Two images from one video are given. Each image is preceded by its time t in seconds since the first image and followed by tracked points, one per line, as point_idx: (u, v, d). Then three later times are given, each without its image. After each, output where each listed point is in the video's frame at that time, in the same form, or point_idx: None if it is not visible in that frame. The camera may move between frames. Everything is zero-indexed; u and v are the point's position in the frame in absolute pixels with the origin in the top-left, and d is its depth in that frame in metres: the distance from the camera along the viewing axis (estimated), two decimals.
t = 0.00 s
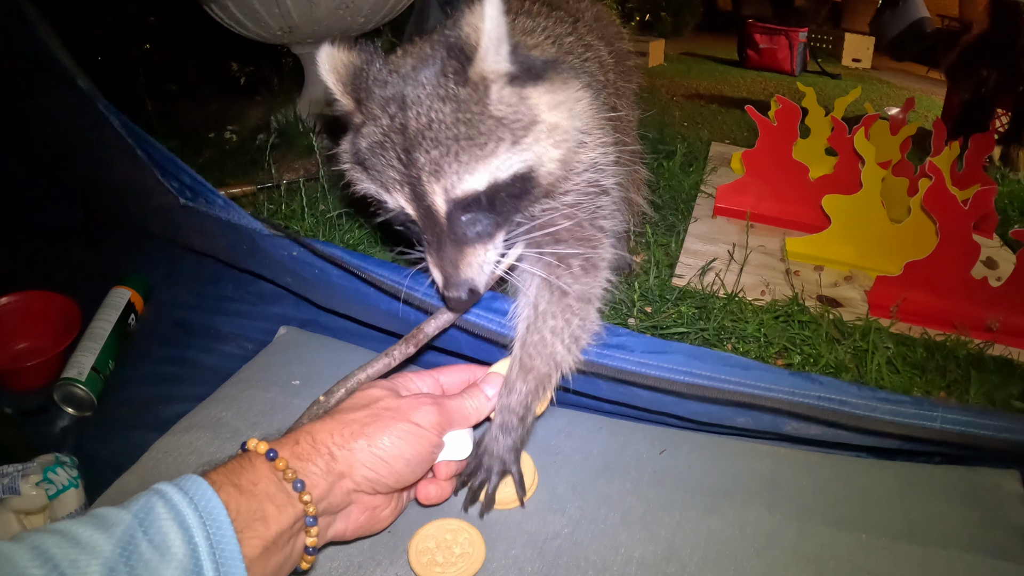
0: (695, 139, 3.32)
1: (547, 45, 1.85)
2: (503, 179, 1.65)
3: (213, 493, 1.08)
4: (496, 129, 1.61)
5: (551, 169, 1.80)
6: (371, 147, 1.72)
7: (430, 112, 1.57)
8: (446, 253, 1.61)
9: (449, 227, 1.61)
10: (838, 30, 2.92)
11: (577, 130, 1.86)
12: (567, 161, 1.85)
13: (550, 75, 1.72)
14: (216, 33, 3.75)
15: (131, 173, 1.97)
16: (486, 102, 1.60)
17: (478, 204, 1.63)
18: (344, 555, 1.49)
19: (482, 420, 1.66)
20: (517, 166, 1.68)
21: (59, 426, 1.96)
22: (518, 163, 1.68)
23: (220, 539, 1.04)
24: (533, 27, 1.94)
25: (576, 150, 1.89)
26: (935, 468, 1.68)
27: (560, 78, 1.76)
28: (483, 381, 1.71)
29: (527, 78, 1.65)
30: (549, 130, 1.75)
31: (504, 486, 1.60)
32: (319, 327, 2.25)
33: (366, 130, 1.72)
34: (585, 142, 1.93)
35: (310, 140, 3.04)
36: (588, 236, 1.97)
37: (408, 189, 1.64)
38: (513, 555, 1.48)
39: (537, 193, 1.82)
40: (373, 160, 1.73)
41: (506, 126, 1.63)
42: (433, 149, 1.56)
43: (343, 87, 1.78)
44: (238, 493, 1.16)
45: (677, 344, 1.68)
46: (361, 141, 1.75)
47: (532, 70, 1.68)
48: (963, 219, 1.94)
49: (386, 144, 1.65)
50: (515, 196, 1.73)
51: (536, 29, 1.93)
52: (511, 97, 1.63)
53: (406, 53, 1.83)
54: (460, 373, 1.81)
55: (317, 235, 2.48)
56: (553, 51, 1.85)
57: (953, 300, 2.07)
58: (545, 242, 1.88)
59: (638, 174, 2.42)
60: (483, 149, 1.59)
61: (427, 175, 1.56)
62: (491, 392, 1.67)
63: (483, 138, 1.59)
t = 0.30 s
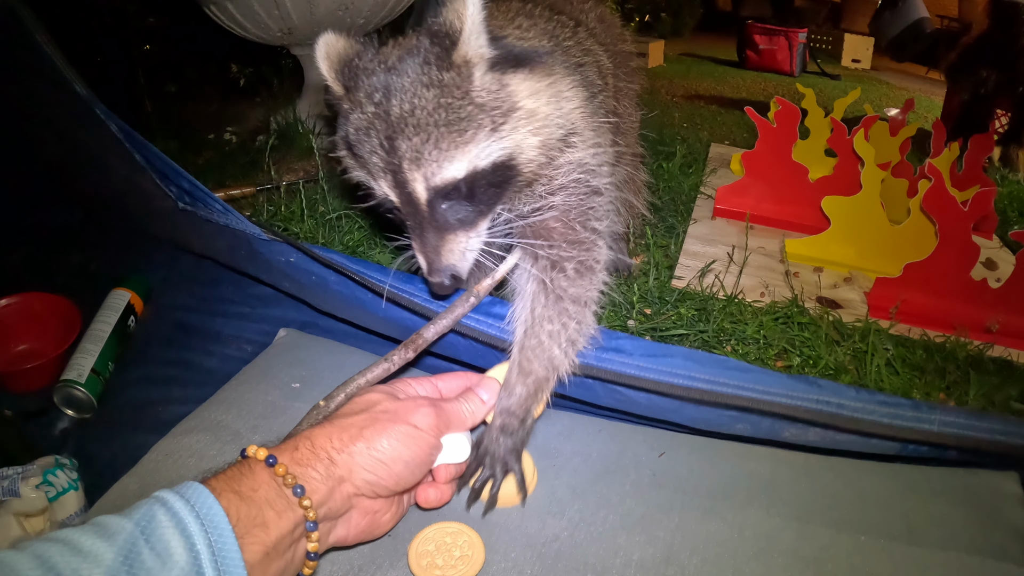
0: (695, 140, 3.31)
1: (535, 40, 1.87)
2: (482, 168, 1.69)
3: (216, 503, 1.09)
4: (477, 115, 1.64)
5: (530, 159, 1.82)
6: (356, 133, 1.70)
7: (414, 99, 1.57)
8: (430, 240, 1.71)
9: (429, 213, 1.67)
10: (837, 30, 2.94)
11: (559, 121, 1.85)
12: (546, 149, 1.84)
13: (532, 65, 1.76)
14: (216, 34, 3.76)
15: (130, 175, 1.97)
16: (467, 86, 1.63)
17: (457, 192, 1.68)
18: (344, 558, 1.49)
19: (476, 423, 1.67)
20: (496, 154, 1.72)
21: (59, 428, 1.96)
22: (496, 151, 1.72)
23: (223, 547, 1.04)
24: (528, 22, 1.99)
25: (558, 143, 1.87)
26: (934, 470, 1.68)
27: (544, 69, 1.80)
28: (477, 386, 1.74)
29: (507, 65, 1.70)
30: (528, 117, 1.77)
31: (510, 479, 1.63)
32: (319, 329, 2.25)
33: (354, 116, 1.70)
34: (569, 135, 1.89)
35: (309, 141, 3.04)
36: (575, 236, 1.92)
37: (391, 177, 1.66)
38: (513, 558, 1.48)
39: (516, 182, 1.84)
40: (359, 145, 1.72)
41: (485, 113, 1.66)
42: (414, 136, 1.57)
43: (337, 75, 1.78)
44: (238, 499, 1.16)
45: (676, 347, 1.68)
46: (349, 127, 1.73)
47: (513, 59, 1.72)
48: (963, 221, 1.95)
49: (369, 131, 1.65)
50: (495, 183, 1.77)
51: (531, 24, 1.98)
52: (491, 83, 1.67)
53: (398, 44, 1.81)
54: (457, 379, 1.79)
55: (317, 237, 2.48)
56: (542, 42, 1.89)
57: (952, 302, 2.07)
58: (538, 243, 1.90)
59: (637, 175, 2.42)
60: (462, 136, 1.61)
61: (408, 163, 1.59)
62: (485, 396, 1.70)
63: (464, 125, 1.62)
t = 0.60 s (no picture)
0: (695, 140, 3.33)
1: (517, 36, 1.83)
2: (471, 176, 1.79)
3: (206, 503, 1.08)
4: (462, 127, 1.74)
5: (520, 163, 1.85)
6: (353, 147, 1.81)
7: (401, 116, 1.66)
8: (430, 244, 1.81)
9: (427, 220, 1.79)
10: (837, 29, 2.89)
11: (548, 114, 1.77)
12: (538, 147, 1.81)
13: (517, 63, 1.75)
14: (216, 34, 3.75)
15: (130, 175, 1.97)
16: (450, 100, 1.71)
17: (451, 197, 1.78)
18: (344, 558, 1.49)
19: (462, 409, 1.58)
20: (483, 162, 1.80)
21: (59, 429, 1.96)
22: (482, 159, 1.80)
23: (214, 547, 1.04)
24: (520, 20, 1.94)
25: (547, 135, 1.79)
26: (935, 470, 1.68)
27: (527, 65, 1.76)
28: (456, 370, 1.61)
29: (487, 70, 1.73)
30: (512, 123, 1.79)
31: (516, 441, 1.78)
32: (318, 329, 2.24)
33: (349, 132, 1.80)
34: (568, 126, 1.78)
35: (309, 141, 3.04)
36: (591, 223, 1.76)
37: (389, 190, 1.80)
38: (512, 559, 1.47)
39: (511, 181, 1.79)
40: (355, 157, 1.85)
41: (469, 124, 1.75)
42: (404, 151, 1.69)
43: (330, 90, 1.84)
44: (225, 497, 1.15)
45: (677, 334, 1.71)
46: (346, 139, 1.84)
47: (492, 63, 1.74)
48: (963, 221, 1.94)
49: (364, 147, 1.76)
50: (486, 189, 1.85)
51: (520, 20, 1.94)
52: (472, 91, 1.73)
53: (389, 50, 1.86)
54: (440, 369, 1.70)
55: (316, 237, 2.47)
56: (525, 38, 1.83)
57: (952, 301, 2.07)
58: (555, 236, 1.81)
59: (638, 173, 2.41)
60: (447, 149, 1.72)
61: (401, 177, 1.72)
62: (464, 379, 1.58)
63: (449, 138, 1.72)
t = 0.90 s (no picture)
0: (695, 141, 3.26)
1: (538, 49, 1.81)
2: (481, 181, 1.69)
3: (197, 509, 1.08)
4: (474, 132, 1.63)
5: (530, 168, 1.78)
6: (367, 148, 1.82)
7: (414, 119, 1.63)
8: (439, 245, 1.73)
9: (436, 222, 1.71)
10: (837, 29, 2.87)
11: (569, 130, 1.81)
12: (557, 157, 1.83)
13: (529, 72, 1.67)
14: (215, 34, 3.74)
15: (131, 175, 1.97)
16: (464, 105, 1.61)
17: (463, 202, 1.70)
18: (344, 558, 1.49)
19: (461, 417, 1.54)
20: (494, 167, 1.70)
21: (59, 430, 1.96)
22: (495, 164, 1.70)
23: (206, 554, 1.04)
24: (537, 32, 1.92)
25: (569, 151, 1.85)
26: (935, 470, 1.68)
27: (541, 76, 1.69)
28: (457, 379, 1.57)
29: (500, 75, 1.62)
30: (528, 133, 1.72)
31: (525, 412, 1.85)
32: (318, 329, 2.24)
33: (363, 133, 1.80)
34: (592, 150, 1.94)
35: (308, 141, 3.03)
36: (609, 241, 2.08)
37: (399, 191, 1.76)
38: (512, 559, 1.48)
39: (547, 196, 1.94)
40: (370, 160, 1.85)
41: (482, 130, 1.64)
42: (415, 155, 1.64)
43: (342, 94, 1.83)
44: (217, 502, 1.15)
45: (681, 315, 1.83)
46: (360, 142, 1.83)
47: (506, 67, 1.64)
48: (963, 220, 1.94)
49: (377, 148, 1.76)
50: (497, 193, 1.77)
51: (536, 31, 1.93)
52: (486, 97, 1.62)
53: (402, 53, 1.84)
54: (439, 379, 1.73)
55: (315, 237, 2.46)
56: (542, 49, 1.81)
57: (953, 301, 2.07)
58: (580, 245, 2.08)
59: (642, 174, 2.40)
60: (459, 152, 1.62)
61: (412, 180, 1.66)
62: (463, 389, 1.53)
63: (460, 143, 1.62)
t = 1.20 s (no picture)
0: (697, 139, 3.25)
1: (568, 70, 1.85)
2: (534, 209, 1.74)
3: (209, 513, 1.08)
4: (529, 164, 1.68)
5: (575, 191, 1.86)
6: (418, 181, 1.84)
7: (471, 153, 1.67)
8: (492, 273, 1.70)
9: (490, 250, 1.71)
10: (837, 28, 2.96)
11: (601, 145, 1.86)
12: (592, 178, 1.90)
13: (571, 101, 1.71)
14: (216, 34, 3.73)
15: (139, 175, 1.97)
16: (519, 138, 1.65)
17: (517, 230, 1.75)
18: (349, 559, 1.49)
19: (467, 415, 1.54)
20: (546, 195, 1.76)
21: (61, 430, 1.95)
22: (545, 193, 1.75)
23: (217, 557, 1.04)
24: (562, 48, 1.98)
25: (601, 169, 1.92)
26: (939, 470, 1.67)
27: (579, 103, 1.74)
28: (464, 378, 1.56)
29: (547, 109, 1.66)
30: (572, 157, 1.78)
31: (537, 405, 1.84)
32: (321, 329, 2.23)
33: (414, 166, 1.84)
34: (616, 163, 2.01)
35: (310, 140, 3.03)
36: (623, 240, 2.12)
37: (453, 221, 1.79)
38: (518, 559, 1.47)
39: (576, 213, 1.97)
40: (420, 193, 1.88)
41: (536, 162, 1.69)
42: (472, 188, 1.68)
43: (389, 131, 1.85)
44: (228, 504, 1.15)
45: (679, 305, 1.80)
46: (408, 175, 1.88)
47: (553, 98, 1.69)
48: (967, 220, 1.93)
49: (432, 182, 1.79)
50: (545, 217, 1.82)
51: (560, 47, 1.99)
52: (537, 129, 1.66)
53: (442, 84, 1.85)
54: (444, 378, 1.72)
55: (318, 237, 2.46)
56: (575, 73, 1.85)
57: (958, 301, 2.06)
58: (590, 245, 2.09)
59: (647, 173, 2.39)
60: (515, 185, 1.67)
61: (469, 212, 1.70)
62: (473, 388, 1.53)
63: (516, 176, 1.67)
